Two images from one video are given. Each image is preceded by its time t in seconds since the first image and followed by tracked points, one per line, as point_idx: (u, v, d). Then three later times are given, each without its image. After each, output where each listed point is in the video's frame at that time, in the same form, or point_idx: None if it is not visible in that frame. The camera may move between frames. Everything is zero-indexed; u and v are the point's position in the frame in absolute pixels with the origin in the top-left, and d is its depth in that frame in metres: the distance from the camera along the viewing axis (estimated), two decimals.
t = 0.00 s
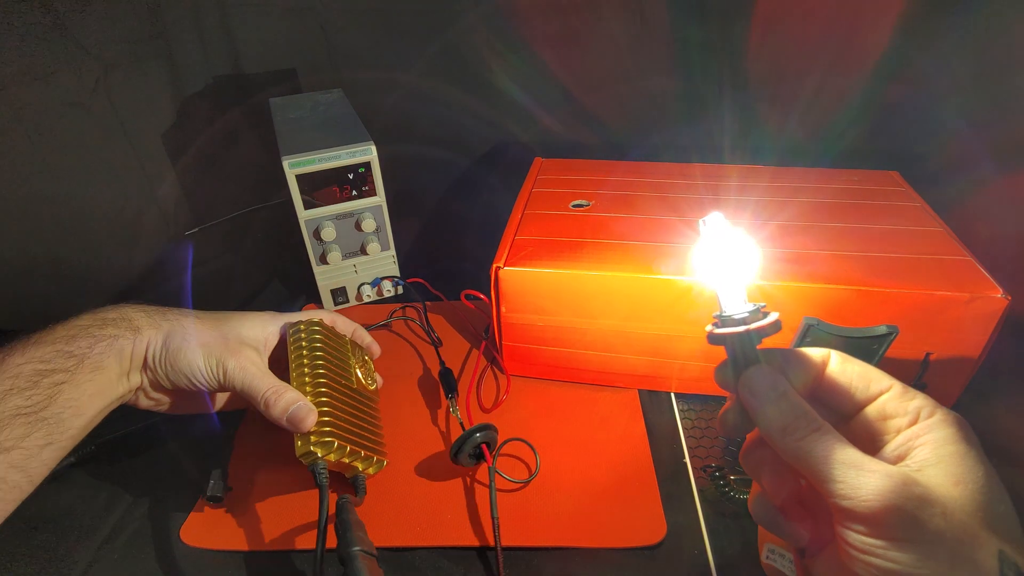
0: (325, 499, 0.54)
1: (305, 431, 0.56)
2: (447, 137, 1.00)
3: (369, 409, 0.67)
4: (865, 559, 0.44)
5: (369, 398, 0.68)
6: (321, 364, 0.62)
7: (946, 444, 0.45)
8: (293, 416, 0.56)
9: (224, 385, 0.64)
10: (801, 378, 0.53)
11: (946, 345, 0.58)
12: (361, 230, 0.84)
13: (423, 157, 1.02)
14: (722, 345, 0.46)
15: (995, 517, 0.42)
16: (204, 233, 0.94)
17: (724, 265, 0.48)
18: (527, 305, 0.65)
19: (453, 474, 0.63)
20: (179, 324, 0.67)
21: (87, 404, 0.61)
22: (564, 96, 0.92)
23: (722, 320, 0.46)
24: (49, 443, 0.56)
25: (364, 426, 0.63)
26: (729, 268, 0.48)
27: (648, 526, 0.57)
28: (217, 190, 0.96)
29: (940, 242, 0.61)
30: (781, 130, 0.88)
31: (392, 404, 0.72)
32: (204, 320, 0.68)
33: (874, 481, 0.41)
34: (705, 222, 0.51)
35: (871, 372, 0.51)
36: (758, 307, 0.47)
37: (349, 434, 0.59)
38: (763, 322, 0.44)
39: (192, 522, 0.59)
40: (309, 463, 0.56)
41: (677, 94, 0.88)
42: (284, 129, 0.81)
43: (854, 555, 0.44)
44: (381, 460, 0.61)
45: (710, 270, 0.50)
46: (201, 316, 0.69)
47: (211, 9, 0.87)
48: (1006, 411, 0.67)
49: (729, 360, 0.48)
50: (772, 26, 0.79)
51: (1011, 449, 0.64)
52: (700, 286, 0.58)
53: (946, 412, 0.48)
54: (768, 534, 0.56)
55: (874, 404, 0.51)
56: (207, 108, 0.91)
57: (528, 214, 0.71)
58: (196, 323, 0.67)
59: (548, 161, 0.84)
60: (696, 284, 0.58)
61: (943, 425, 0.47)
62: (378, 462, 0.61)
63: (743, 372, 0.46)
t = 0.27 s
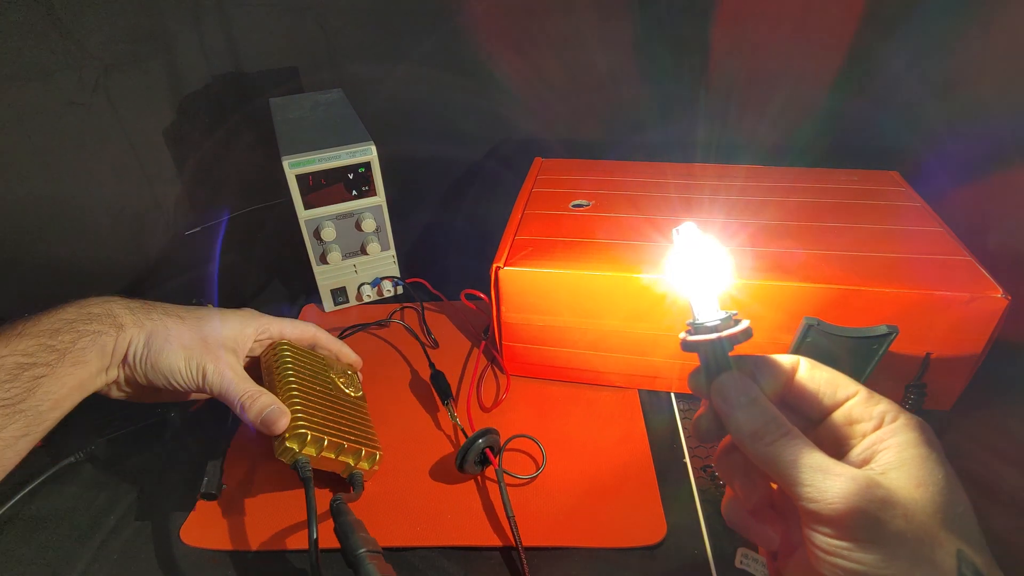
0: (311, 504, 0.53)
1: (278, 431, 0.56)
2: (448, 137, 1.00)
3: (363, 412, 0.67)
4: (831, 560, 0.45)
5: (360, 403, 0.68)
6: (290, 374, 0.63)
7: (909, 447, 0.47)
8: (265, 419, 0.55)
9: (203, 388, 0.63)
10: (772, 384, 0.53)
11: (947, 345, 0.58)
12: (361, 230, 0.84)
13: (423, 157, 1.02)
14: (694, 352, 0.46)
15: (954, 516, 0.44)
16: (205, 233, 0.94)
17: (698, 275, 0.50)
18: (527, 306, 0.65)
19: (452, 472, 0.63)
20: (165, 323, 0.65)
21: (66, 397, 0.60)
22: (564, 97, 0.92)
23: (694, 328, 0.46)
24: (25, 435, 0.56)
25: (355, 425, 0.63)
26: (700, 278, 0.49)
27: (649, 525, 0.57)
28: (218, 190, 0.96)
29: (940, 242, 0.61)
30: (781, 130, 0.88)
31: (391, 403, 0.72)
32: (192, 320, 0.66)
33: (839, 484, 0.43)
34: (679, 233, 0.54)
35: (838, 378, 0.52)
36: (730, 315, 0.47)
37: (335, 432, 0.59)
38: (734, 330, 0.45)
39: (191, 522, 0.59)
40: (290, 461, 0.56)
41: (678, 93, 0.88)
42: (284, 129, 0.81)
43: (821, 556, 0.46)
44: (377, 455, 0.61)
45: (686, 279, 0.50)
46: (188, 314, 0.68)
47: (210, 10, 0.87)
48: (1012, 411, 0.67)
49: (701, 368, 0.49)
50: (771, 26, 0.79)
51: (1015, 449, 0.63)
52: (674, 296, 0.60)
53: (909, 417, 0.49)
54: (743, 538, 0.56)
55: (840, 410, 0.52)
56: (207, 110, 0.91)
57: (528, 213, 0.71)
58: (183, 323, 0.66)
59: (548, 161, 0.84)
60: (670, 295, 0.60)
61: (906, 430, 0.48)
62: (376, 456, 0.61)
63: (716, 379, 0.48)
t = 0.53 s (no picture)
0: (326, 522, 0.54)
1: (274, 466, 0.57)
2: (448, 137, 1.00)
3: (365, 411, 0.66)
4: (836, 565, 0.46)
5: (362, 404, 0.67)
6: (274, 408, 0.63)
7: (910, 457, 0.48)
8: (261, 454, 0.57)
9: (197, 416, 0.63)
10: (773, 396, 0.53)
11: (947, 345, 0.58)
12: (361, 230, 0.84)
13: (423, 157, 1.02)
14: (700, 361, 0.49)
15: (953, 524, 0.45)
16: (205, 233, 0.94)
17: (705, 284, 0.51)
18: (527, 306, 0.65)
19: (452, 472, 0.63)
20: (157, 350, 0.64)
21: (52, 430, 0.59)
22: (564, 97, 0.92)
23: (702, 337, 0.49)
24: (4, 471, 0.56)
25: (354, 428, 0.62)
26: (709, 288, 0.51)
27: (649, 525, 0.57)
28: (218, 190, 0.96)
29: (940, 242, 0.61)
30: (780, 130, 0.88)
31: (391, 403, 0.72)
32: (185, 347, 0.64)
33: (844, 492, 0.44)
34: (688, 243, 0.55)
35: (839, 390, 0.52)
36: (734, 326, 0.50)
37: (335, 445, 0.59)
38: (740, 340, 0.48)
39: (192, 521, 0.59)
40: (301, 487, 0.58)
41: (677, 93, 0.88)
42: (284, 129, 0.81)
43: (826, 563, 0.46)
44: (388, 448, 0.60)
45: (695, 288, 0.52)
46: (181, 338, 0.65)
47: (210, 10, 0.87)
48: (1013, 411, 0.67)
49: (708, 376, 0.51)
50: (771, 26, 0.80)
51: (1016, 450, 0.63)
52: (682, 307, 0.60)
53: (907, 428, 0.50)
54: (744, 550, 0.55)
55: (841, 420, 0.52)
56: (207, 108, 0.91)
57: (527, 213, 0.71)
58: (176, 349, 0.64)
59: (547, 161, 0.84)
60: (679, 305, 0.60)
61: (907, 440, 0.49)
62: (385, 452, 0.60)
63: (722, 389, 0.49)
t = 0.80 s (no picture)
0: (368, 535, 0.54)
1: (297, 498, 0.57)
2: (447, 137, 1.00)
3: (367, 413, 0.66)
4: (835, 563, 0.46)
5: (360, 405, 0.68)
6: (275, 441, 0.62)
7: (909, 457, 0.48)
8: (281, 491, 0.56)
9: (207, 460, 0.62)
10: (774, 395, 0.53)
11: (948, 345, 0.58)
12: (361, 230, 0.84)
13: (423, 157, 1.02)
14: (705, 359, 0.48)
15: (952, 524, 0.45)
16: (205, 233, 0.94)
17: (707, 283, 0.52)
18: (527, 306, 0.65)
19: (453, 470, 0.63)
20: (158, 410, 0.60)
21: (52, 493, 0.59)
22: (564, 97, 0.92)
23: (705, 335, 0.48)
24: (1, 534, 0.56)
25: (356, 433, 0.63)
26: (711, 287, 0.52)
27: (650, 525, 0.57)
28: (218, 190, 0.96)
29: (939, 242, 0.62)
30: (780, 130, 0.89)
31: (390, 404, 0.72)
32: (185, 405, 0.60)
33: (844, 490, 0.44)
34: (694, 244, 0.58)
35: (840, 389, 0.52)
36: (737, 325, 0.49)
37: (350, 459, 0.59)
38: (744, 337, 0.47)
39: (191, 522, 0.59)
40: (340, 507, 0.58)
41: (678, 94, 0.88)
42: (284, 129, 0.81)
43: (825, 561, 0.47)
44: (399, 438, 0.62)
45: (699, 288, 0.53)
46: (184, 392, 0.61)
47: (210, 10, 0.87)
48: (1012, 411, 0.67)
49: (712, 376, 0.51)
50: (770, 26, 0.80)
51: (1016, 449, 0.63)
52: (686, 307, 0.60)
53: (907, 428, 0.50)
54: (742, 551, 0.55)
55: (842, 420, 0.52)
56: (207, 108, 0.91)
57: (528, 213, 0.71)
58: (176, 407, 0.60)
59: (547, 161, 0.84)
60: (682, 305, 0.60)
61: (907, 440, 0.49)
62: (401, 444, 0.62)
63: (725, 388, 0.49)
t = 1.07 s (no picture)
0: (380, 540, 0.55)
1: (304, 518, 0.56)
2: (447, 138, 1.00)
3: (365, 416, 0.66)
4: (827, 554, 0.47)
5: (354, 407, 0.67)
6: (273, 457, 0.61)
7: (900, 446, 0.49)
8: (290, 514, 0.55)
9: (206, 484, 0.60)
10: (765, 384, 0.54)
11: (948, 345, 0.58)
12: (361, 230, 0.83)
13: (422, 157, 1.02)
14: (696, 352, 0.50)
15: (943, 512, 0.46)
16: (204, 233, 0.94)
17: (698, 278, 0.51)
18: (527, 306, 0.64)
19: (452, 470, 0.63)
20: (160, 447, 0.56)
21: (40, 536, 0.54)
22: (564, 97, 0.92)
23: (697, 329, 0.49)
24: None
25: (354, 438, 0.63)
26: (703, 281, 0.51)
27: (650, 525, 0.57)
28: (218, 190, 0.96)
29: (940, 242, 0.61)
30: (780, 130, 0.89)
31: (389, 404, 0.72)
32: (191, 440, 0.57)
33: (835, 481, 0.45)
34: (683, 236, 0.55)
35: (831, 379, 0.53)
36: (729, 318, 0.50)
37: (350, 470, 0.59)
38: (735, 331, 0.48)
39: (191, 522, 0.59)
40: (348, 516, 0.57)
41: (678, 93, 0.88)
42: (284, 129, 0.81)
43: (817, 553, 0.47)
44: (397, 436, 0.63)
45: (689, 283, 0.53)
46: (186, 423, 0.58)
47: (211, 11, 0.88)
48: (1012, 411, 0.67)
49: (704, 369, 0.52)
50: (771, 26, 0.80)
51: (1015, 448, 0.63)
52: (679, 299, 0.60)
53: (898, 417, 0.51)
54: (737, 546, 0.55)
55: (833, 410, 0.53)
56: (208, 107, 0.92)
57: (527, 214, 0.71)
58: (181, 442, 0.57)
59: (547, 161, 0.84)
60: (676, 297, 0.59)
61: (897, 429, 0.50)
62: (400, 443, 0.62)
63: (719, 379, 0.50)
